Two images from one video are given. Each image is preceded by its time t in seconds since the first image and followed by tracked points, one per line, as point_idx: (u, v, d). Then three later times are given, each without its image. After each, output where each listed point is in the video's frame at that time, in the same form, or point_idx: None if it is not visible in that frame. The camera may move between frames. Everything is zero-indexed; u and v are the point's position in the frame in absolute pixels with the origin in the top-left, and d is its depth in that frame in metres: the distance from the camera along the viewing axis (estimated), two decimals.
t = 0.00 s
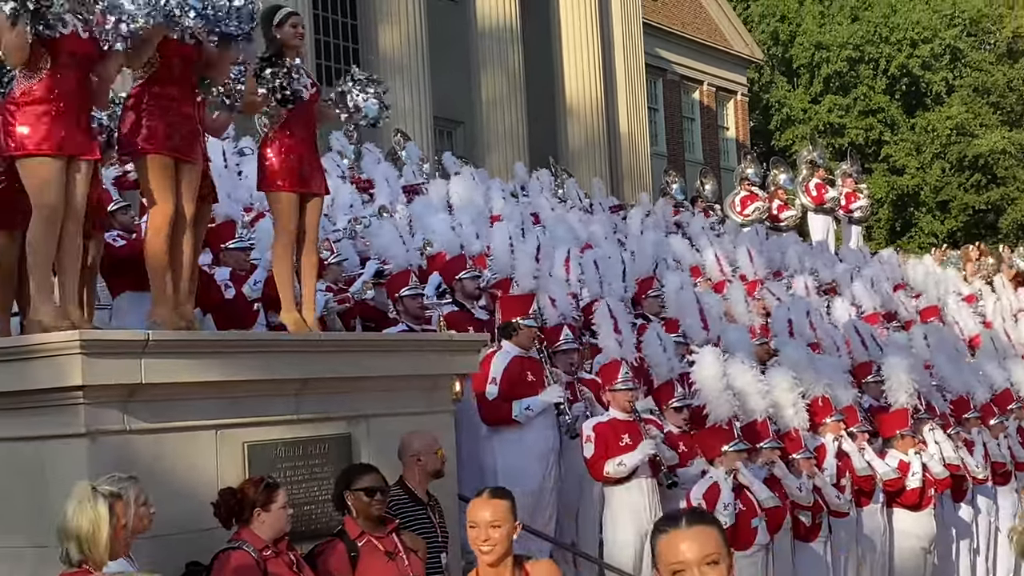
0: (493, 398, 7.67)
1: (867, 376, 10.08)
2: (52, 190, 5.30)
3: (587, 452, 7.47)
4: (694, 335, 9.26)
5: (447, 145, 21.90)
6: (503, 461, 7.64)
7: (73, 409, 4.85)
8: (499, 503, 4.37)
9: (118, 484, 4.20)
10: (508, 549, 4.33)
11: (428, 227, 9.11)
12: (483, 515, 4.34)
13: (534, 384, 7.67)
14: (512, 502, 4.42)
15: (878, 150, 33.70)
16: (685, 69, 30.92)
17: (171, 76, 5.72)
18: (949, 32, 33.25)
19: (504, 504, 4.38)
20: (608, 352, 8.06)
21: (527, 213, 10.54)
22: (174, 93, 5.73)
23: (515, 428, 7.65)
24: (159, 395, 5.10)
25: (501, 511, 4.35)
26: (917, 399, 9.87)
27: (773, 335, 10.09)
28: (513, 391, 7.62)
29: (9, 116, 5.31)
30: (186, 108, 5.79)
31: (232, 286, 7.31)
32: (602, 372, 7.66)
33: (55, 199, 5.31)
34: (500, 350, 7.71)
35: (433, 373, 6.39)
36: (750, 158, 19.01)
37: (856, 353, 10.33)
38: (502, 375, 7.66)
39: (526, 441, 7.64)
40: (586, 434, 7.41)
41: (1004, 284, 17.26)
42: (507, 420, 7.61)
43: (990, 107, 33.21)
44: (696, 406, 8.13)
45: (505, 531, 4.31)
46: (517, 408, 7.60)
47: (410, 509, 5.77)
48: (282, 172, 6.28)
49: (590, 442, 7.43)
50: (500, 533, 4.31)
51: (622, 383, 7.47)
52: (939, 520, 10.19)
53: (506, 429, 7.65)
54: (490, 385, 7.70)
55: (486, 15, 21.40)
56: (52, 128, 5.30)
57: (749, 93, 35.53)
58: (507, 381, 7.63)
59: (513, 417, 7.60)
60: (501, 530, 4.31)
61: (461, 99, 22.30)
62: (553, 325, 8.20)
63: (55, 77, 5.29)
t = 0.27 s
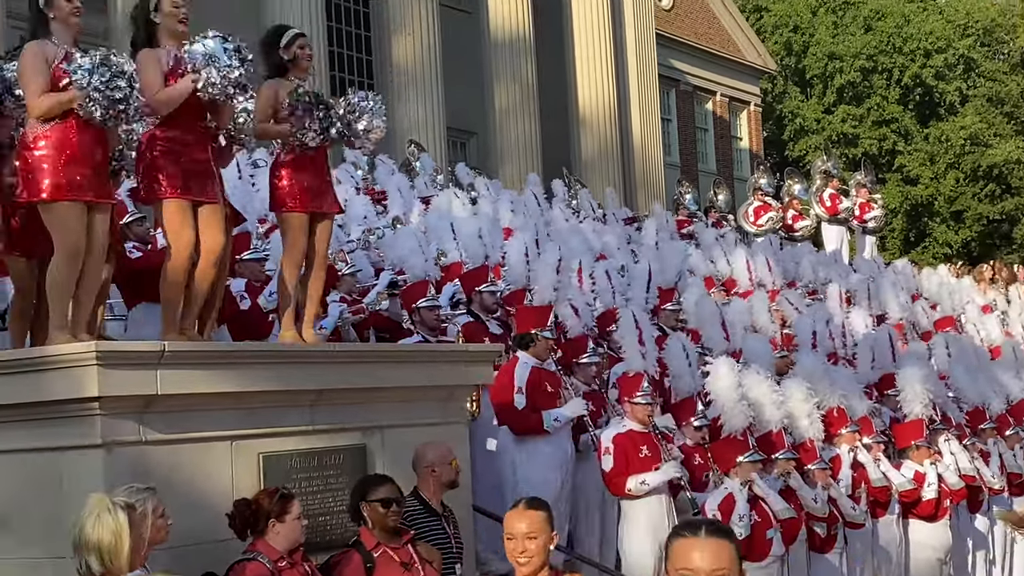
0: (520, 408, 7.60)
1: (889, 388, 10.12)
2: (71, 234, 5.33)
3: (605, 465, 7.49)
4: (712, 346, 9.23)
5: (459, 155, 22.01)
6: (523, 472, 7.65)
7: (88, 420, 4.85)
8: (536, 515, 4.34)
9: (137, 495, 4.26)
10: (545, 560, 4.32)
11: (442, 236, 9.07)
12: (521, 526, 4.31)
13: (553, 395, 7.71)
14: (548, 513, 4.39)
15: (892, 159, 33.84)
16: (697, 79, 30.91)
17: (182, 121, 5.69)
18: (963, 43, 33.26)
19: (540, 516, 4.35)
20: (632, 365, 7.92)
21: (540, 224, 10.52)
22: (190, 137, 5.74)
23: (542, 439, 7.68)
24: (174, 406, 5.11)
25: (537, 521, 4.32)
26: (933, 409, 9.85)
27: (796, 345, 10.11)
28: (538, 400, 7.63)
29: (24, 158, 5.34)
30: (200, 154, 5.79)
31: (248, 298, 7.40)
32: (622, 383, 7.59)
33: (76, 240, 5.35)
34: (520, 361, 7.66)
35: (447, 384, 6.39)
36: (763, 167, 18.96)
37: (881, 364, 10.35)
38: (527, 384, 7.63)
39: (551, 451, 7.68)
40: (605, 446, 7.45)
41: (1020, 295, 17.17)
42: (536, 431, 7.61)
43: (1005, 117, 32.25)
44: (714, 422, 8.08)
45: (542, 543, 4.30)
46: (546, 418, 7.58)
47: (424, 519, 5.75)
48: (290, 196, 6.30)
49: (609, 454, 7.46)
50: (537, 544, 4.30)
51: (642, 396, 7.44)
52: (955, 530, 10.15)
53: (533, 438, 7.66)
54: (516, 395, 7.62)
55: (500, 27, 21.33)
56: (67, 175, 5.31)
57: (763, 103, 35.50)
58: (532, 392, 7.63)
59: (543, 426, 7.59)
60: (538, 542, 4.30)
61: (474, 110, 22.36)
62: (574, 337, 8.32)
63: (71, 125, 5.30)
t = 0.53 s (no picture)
0: (552, 420, 7.61)
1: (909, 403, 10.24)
2: (79, 245, 5.38)
3: (637, 479, 7.50)
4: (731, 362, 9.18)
5: (475, 171, 22.12)
6: (543, 486, 7.62)
7: (107, 436, 4.86)
8: (560, 522, 3.86)
9: (155, 511, 4.25)
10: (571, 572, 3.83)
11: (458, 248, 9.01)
12: (543, 534, 3.85)
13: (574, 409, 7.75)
14: (579, 520, 3.91)
15: (908, 174, 33.63)
16: (713, 94, 30.91)
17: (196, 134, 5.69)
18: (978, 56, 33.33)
19: (564, 523, 3.87)
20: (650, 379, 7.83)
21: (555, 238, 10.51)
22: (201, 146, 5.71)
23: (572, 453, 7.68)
24: (192, 422, 5.11)
25: (560, 531, 3.85)
26: (950, 424, 9.81)
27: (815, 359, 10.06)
28: (563, 415, 7.66)
29: (37, 171, 5.41)
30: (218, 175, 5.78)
31: (265, 312, 7.36)
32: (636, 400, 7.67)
33: (81, 248, 5.39)
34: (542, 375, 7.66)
35: (465, 398, 6.39)
36: (778, 182, 18.98)
37: (901, 377, 10.40)
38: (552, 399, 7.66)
39: (577, 464, 7.69)
40: (637, 459, 7.47)
41: None
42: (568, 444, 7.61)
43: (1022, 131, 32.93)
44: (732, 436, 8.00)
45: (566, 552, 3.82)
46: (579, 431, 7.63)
47: (441, 533, 5.74)
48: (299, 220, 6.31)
49: (642, 468, 7.48)
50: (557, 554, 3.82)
51: (662, 412, 7.50)
52: (974, 544, 10.12)
53: (564, 452, 7.66)
54: (547, 407, 7.62)
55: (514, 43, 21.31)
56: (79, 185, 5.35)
57: (778, 117, 35.48)
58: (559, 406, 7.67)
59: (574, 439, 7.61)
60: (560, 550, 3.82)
61: (490, 125, 22.46)
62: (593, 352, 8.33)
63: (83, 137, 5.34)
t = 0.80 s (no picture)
0: (563, 435, 7.55)
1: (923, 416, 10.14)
2: (103, 258, 5.44)
3: (671, 491, 7.42)
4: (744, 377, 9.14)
5: (487, 185, 22.22)
6: (558, 502, 7.62)
7: (122, 451, 4.87)
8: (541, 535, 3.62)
9: (168, 526, 4.25)
10: None
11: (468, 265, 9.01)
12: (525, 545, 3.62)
13: (587, 424, 7.73)
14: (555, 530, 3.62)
15: (921, 187, 33.61)
16: (725, 107, 30.92)
17: (219, 154, 5.84)
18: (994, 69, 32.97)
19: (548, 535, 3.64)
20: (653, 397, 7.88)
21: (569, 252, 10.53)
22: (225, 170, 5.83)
23: (583, 467, 7.67)
24: (207, 437, 5.11)
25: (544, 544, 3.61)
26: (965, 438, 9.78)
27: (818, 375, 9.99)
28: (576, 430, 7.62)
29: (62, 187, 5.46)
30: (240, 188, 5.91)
31: (278, 328, 7.34)
32: (647, 417, 7.74)
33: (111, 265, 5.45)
34: (554, 389, 7.63)
35: (479, 413, 6.39)
36: (791, 196, 18.96)
37: (906, 392, 10.29)
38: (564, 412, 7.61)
39: (588, 479, 7.67)
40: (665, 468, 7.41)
41: None
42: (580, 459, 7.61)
43: None
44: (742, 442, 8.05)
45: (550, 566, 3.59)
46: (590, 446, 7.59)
47: (454, 549, 5.70)
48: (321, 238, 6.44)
49: (671, 481, 7.41)
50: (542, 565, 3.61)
51: (675, 426, 7.52)
52: (991, 558, 10.07)
53: (575, 467, 7.65)
54: (558, 422, 7.57)
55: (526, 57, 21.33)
56: (99, 203, 5.44)
57: (790, 131, 35.47)
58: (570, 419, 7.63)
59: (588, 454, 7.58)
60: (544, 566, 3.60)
61: (503, 140, 22.58)
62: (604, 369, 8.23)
63: (105, 153, 5.48)
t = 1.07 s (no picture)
0: (557, 454, 7.57)
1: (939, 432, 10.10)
2: (129, 272, 5.41)
3: (681, 511, 7.42)
4: (759, 393, 9.13)
5: (501, 202, 22.23)
6: (568, 520, 7.58)
7: (138, 468, 4.86)
8: (597, 551, 3.90)
9: (184, 544, 4.24)
10: None
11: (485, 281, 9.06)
12: (577, 561, 3.89)
13: (596, 441, 7.61)
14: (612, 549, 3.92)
15: (935, 203, 33.61)
16: (738, 124, 30.90)
17: (240, 170, 5.94)
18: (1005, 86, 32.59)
19: (600, 551, 3.91)
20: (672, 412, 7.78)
21: (583, 268, 10.53)
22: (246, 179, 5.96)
23: (578, 485, 7.59)
24: (222, 454, 5.10)
25: (597, 559, 3.89)
26: (981, 454, 9.78)
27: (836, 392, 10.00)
28: (579, 448, 7.55)
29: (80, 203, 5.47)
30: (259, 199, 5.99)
31: (295, 344, 7.25)
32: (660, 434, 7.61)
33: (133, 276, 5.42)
34: (564, 406, 7.63)
35: (494, 429, 6.38)
36: (805, 212, 18.92)
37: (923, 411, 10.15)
38: (566, 431, 7.58)
39: (594, 498, 7.59)
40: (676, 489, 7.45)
41: None
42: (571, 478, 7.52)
43: None
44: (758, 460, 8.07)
45: None
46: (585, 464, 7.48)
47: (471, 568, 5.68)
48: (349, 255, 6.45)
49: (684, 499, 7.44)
50: None
51: (692, 443, 7.51)
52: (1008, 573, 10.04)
53: (572, 485, 7.59)
54: (555, 441, 7.59)
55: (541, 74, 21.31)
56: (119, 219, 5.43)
57: (804, 147, 35.44)
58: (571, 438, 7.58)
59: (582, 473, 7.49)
60: None
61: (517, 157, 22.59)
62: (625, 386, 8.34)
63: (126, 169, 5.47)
